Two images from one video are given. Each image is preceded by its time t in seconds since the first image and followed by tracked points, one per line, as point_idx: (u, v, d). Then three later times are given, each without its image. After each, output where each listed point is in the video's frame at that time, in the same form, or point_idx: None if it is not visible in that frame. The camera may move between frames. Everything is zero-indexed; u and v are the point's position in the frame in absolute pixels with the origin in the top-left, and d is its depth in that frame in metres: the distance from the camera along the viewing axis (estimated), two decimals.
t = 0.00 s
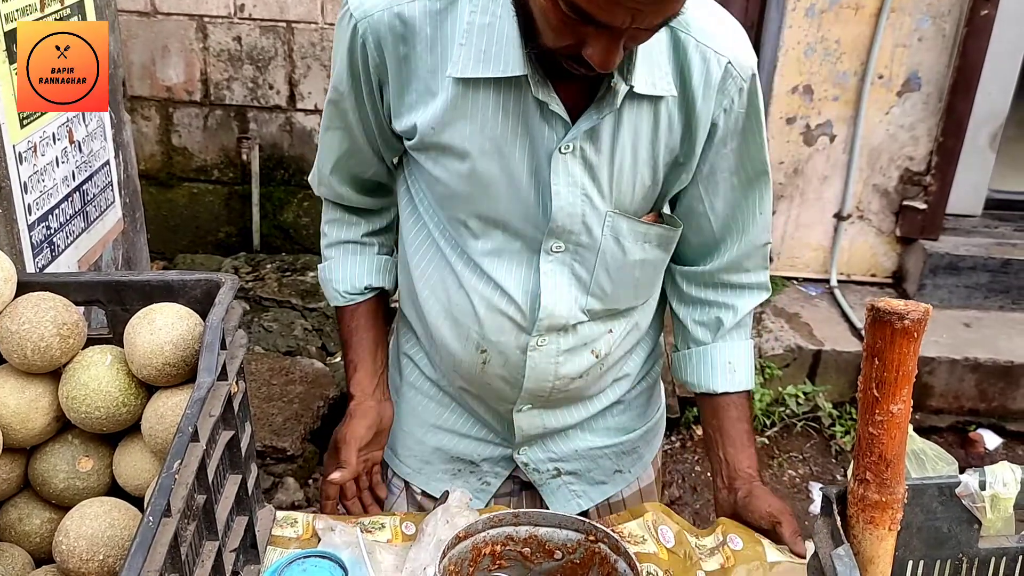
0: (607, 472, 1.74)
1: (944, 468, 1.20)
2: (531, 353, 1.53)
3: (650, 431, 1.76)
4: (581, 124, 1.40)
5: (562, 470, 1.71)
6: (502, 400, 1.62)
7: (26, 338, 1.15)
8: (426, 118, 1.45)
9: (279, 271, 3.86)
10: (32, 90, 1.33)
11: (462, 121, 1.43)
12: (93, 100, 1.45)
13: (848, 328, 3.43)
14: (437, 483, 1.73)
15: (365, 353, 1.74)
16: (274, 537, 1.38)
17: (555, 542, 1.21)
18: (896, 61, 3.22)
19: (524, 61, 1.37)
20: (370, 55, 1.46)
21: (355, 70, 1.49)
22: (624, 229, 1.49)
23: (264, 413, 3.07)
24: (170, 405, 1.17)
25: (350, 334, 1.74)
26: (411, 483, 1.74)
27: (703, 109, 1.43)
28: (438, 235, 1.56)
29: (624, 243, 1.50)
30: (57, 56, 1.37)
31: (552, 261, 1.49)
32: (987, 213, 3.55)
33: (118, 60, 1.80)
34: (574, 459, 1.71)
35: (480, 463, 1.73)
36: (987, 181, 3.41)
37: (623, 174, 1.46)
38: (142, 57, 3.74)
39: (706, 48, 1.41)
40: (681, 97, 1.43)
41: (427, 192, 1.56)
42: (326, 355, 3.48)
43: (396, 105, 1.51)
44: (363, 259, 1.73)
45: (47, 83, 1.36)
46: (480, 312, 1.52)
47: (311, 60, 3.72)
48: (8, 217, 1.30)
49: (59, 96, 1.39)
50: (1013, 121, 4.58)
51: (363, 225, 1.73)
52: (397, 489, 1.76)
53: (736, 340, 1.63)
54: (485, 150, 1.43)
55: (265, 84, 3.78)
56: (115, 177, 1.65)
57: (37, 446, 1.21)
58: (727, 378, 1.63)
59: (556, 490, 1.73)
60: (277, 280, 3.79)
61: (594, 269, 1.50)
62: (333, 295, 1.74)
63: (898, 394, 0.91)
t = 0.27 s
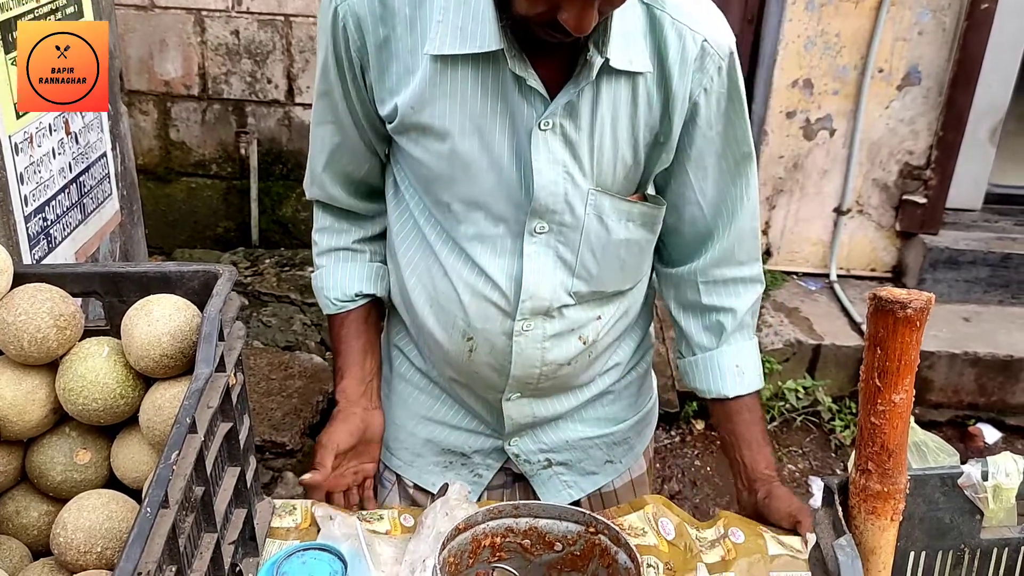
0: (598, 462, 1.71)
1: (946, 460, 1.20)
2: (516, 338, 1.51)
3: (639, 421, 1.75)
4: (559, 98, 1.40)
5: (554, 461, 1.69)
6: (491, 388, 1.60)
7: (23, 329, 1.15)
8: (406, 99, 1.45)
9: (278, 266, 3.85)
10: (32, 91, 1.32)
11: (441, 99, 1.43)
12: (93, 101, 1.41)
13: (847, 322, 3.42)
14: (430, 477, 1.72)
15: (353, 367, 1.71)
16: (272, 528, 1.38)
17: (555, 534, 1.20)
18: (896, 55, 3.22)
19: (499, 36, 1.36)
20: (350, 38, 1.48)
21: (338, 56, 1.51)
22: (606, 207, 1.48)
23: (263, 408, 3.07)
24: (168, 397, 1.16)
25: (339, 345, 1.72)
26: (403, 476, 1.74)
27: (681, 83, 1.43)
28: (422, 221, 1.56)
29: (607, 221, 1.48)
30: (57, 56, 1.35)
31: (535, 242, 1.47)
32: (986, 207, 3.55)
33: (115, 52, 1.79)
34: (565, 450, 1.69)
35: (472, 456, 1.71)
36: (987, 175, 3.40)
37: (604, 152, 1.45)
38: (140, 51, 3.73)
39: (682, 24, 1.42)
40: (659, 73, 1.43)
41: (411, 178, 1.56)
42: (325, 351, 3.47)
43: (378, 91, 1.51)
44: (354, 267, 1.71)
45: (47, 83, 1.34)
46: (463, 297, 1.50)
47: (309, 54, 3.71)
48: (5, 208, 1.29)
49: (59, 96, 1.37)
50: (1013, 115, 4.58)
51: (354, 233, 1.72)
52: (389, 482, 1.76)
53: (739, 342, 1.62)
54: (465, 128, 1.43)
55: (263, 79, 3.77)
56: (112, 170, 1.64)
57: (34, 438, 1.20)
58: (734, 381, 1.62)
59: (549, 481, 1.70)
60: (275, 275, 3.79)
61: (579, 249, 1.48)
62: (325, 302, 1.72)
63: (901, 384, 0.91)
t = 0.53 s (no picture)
0: (612, 449, 1.72)
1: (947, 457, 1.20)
2: (531, 324, 1.50)
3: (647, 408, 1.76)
4: (560, 77, 1.40)
5: (568, 451, 1.69)
6: (504, 379, 1.59)
7: (22, 326, 1.14)
8: (403, 91, 1.45)
9: (277, 262, 3.85)
10: (32, 91, 1.33)
11: (440, 89, 1.43)
12: (93, 101, 1.41)
13: (846, 318, 3.42)
14: (446, 472, 1.72)
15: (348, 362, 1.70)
16: (272, 523, 1.38)
17: (555, 530, 1.20)
18: (896, 50, 3.21)
19: (494, 20, 1.38)
20: (341, 34, 1.47)
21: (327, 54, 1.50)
22: (611, 184, 1.48)
23: (262, 404, 3.07)
24: (168, 394, 1.16)
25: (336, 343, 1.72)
26: (418, 475, 1.73)
27: (676, 56, 1.44)
28: (423, 213, 1.55)
29: (613, 200, 1.48)
30: (57, 56, 1.35)
31: (543, 226, 1.46)
32: (986, 203, 3.54)
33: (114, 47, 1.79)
34: (580, 439, 1.69)
35: (487, 450, 1.71)
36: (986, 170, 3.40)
37: (606, 131, 1.46)
38: (138, 47, 3.72)
39: None
40: (653, 47, 1.44)
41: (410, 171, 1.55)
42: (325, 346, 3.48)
43: (372, 87, 1.51)
44: (349, 262, 1.71)
45: (47, 83, 1.34)
46: (473, 287, 1.49)
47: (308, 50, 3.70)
48: (4, 205, 1.29)
49: (59, 96, 1.37)
50: (1013, 110, 4.57)
51: (350, 228, 1.72)
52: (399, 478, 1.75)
53: (742, 307, 1.64)
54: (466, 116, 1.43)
55: (261, 74, 3.77)
56: (111, 166, 1.64)
57: (34, 435, 1.20)
58: (739, 346, 1.63)
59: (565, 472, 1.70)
60: (274, 272, 3.78)
61: (587, 230, 1.48)
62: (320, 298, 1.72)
63: (902, 380, 0.90)
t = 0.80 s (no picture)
0: (640, 454, 1.69)
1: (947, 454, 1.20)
2: (557, 319, 1.48)
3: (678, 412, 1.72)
4: (615, 67, 1.36)
5: (596, 453, 1.66)
6: (531, 374, 1.57)
7: (20, 324, 1.14)
8: (450, 66, 1.43)
9: (276, 259, 3.84)
10: (31, 91, 1.33)
11: (487, 67, 1.40)
12: (92, 101, 1.42)
13: (846, 314, 3.42)
14: (473, 472, 1.69)
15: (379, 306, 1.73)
16: (272, 521, 1.38)
17: (555, 529, 1.20)
18: (895, 47, 3.21)
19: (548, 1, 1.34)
20: None
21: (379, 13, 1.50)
22: (649, 184, 1.44)
23: (262, 401, 3.07)
24: (166, 393, 1.15)
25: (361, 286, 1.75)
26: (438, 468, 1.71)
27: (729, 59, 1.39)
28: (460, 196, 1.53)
29: (652, 199, 1.45)
30: (57, 56, 1.35)
31: (577, 218, 1.44)
32: (986, 199, 3.54)
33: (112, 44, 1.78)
34: (607, 441, 1.66)
35: (514, 450, 1.68)
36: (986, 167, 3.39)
37: (652, 128, 1.42)
38: (137, 44, 3.71)
39: None
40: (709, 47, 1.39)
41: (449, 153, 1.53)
42: (324, 342, 3.51)
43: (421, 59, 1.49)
44: (372, 202, 1.72)
45: (47, 83, 1.35)
46: (501, 274, 1.48)
47: (306, 46, 3.69)
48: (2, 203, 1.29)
49: (59, 96, 1.37)
50: (1013, 107, 4.57)
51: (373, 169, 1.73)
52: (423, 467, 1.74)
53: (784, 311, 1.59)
54: (512, 100, 1.40)
55: (260, 71, 3.76)
56: (109, 163, 1.63)
57: (32, 434, 1.20)
58: (778, 351, 1.58)
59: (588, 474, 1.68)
60: (273, 268, 3.76)
61: (621, 228, 1.45)
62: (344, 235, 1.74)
63: (903, 378, 0.90)
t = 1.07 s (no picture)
0: (704, 465, 1.69)
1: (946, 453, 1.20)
2: (654, 331, 1.47)
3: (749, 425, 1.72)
4: (736, 83, 1.33)
5: (661, 462, 1.67)
6: (611, 386, 1.55)
7: (19, 322, 1.14)
8: (569, 79, 1.33)
9: (275, 256, 3.83)
10: (32, 91, 1.34)
11: (608, 80, 1.33)
12: (92, 100, 1.45)
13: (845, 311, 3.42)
14: (537, 476, 1.69)
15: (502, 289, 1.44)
16: (272, 519, 1.39)
17: (554, 526, 1.20)
18: (894, 44, 3.21)
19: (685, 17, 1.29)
20: None
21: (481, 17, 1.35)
22: (759, 198, 1.44)
23: (261, 399, 3.08)
24: (165, 390, 1.15)
25: (475, 276, 1.46)
26: (503, 470, 1.70)
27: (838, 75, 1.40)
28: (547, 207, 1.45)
29: (760, 212, 1.45)
30: (57, 56, 1.37)
31: (685, 231, 1.42)
32: (984, 196, 3.54)
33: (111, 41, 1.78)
34: (673, 450, 1.66)
35: (578, 455, 1.68)
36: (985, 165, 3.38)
37: (764, 140, 1.41)
38: (135, 41, 3.70)
39: (848, 13, 1.40)
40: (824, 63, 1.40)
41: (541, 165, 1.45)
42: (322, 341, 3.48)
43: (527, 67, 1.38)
44: (466, 194, 1.52)
45: (47, 83, 1.37)
46: (604, 288, 1.44)
47: (305, 44, 3.69)
48: None
49: (59, 96, 1.40)
50: (1011, 103, 4.57)
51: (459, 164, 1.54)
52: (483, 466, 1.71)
53: (835, 273, 1.60)
54: (634, 114, 1.34)
55: (259, 68, 3.75)
56: (107, 160, 1.62)
57: (31, 432, 1.20)
58: (831, 310, 1.58)
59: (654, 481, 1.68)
60: (272, 266, 3.75)
61: (727, 242, 1.45)
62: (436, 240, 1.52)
63: (902, 375, 0.90)
